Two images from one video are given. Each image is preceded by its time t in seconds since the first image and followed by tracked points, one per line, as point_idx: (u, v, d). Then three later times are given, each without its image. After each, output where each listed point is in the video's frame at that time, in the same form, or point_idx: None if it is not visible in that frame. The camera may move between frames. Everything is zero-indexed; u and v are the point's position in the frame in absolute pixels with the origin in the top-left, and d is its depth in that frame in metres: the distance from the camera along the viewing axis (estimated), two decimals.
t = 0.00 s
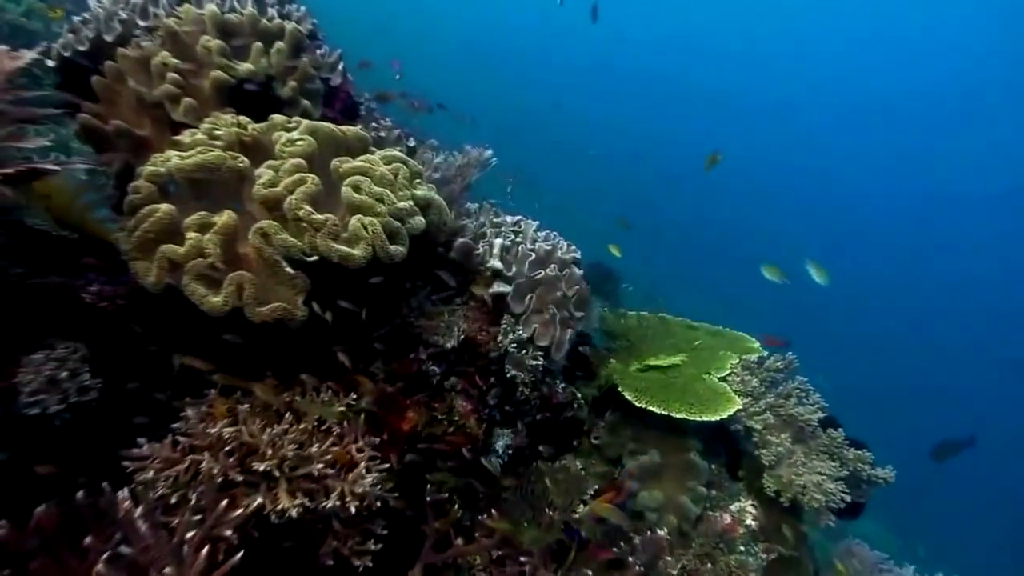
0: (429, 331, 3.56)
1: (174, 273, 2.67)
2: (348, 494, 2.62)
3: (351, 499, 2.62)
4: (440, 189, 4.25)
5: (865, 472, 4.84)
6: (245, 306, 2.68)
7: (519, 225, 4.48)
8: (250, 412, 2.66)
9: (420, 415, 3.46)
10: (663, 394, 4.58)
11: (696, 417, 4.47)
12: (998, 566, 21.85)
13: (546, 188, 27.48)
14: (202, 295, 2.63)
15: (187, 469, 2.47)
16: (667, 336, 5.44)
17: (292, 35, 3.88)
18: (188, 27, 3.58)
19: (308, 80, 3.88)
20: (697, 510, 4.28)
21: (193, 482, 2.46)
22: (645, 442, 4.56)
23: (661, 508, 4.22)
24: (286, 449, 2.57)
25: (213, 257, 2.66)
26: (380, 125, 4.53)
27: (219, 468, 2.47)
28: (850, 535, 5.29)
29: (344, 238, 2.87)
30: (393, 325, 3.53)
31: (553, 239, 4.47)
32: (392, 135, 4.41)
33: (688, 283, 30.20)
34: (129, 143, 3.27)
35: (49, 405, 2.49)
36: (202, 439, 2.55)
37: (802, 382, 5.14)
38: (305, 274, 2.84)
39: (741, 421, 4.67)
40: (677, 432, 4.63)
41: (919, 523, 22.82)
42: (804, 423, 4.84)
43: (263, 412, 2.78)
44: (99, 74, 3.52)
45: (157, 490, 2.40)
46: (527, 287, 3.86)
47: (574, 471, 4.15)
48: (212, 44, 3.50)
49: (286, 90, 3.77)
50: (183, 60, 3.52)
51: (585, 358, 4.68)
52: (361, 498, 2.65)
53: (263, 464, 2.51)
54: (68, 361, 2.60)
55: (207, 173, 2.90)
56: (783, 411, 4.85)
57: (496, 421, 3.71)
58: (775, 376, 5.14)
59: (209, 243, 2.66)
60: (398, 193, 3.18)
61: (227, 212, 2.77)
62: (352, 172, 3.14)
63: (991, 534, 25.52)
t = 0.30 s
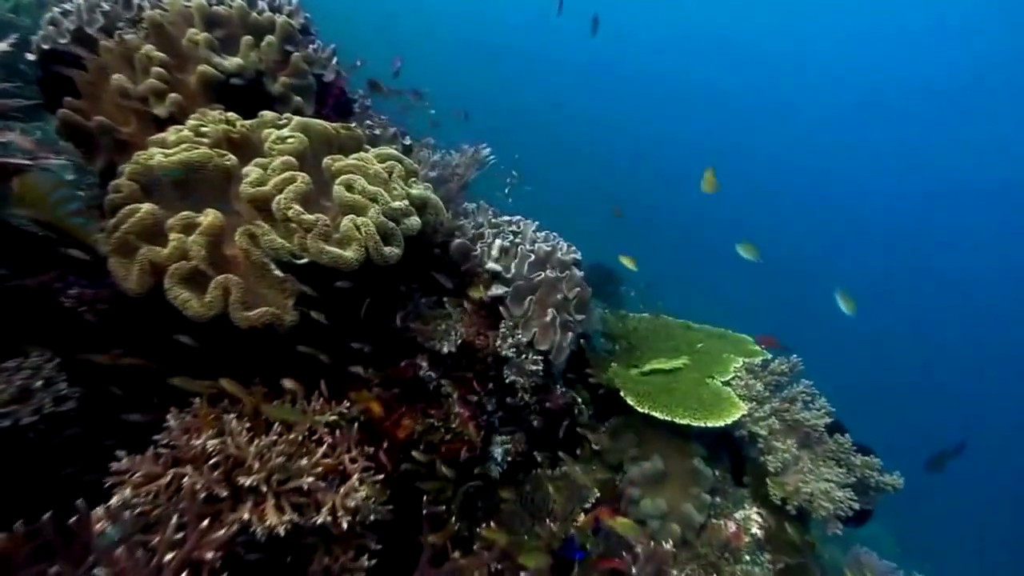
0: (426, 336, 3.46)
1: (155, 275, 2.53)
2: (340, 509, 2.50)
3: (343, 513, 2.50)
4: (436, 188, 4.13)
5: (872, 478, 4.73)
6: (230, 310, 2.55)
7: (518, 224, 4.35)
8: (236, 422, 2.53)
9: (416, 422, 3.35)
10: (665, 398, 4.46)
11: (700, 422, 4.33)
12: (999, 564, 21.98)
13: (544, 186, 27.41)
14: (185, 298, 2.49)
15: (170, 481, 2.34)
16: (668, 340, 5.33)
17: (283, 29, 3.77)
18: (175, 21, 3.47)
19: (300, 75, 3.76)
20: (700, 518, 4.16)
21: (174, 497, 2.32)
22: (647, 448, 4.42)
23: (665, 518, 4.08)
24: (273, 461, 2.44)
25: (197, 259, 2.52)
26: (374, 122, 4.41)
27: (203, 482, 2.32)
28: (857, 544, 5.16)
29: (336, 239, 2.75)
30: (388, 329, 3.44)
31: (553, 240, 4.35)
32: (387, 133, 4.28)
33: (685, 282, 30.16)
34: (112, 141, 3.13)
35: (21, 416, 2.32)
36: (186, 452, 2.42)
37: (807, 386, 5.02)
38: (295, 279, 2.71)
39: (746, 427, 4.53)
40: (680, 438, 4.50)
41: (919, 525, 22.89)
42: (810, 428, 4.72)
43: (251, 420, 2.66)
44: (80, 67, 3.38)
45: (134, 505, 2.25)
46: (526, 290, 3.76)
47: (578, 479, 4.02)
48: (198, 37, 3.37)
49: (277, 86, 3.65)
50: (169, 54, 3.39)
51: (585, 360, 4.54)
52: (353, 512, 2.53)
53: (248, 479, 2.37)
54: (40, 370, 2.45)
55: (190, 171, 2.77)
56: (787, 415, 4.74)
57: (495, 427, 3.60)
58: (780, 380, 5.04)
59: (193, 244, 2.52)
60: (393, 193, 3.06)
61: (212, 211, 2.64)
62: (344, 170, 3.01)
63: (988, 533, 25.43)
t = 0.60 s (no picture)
0: (424, 344, 3.35)
1: (138, 283, 2.41)
2: (333, 529, 2.38)
3: (335, 534, 2.39)
4: (434, 191, 4.00)
5: (885, 490, 4.60)
6: (219, 320, 2.42)
7: (519, 229, 4.22)
8: (222, 439, 2.41)
9: (414, 434, 3.23)
10: (671, 407, 4.32)
11: (708, 432, 4.20)
12: (1001, 564, 21.85)
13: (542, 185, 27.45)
14: (171, 307, 2.36)
15: (151, 502, 2.22)
16: (672, 346, 5.20)
17: (277, 25, 3.63)
18: (164, 18, 3.35)
19: (294, 73, 3.63)
20: (707, 531, 4.03)
21: (155, 520, 2.20)
22: (651, 458, 4.29)
23: (671, 530, 3.96)
24: (262, 479, 2.32)
25: (182, 266, 2.39)
26: (372, 123, 4.28)
27: (186, 503, 2.20)
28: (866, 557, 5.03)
29: (330, 244, 2.63)
30: (384, 337, 3.35)
31: (554, 244, 4.22)
32: (384, 134, 4.15)
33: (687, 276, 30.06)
34: (99, 139, 3.05)
35: None
36: (170, 469, 2.29)
37: (816, 394, 4.90)
38: (288, 285, 2.59)
39: (753, 436, 4.38)
40: (687, 448, 4.36)
41: (921, 527, 22.79)
42: (819, 438, 4.60)
43: (240, 434, 2.54)
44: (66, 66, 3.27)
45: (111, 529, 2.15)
46: (528, 295, 3.64)
47: (580, 491, 3.89)
48: (188, 34, 3.25)
49: (269, 85, 3.53)
50: (157, 51, 3.27)
51: (588, 366, 4.41)
52: (347, 532, 2.41)
53: (235, 497, 2.26)
54: (16, 383, 2.34)
55: (175, 172, 2.64)
56: (796, 425, 4.62)
57: (495, 437, 3.49)
58: (787, 388, 4.91)
59: (178, 249, 2.39)
60: (390, 196, 2.94)
61: (200, 216, 2.52)
62: (339, 173, 2.89)
63: (987, 532, 25.21)
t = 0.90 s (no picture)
0: (422, 353, 3.24)
1: (117, 292, 2.27)
2: (322, 550, 2.28)
3: (325, 556, 2.28)
4: (431, 194, 3.88)
5: (896, 502, 4.49)
6: (203, 331, 2.30)
7: (518, 233, 4.09)
8: (207, 458, 2.31)
9: (411, 446, 3.09)
10: (675, 417, 4.19)
11: (714, 444, 4.07)
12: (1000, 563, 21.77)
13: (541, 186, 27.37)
14: (153, 316, 2.24)
15: (128, 526, 2.12)
16: (675, 353, 5.08)
17: (268, 23, 3.51)
18: (150, 13, 3.23)
19: (287, 72, 3.52)
20: (713, 546, 3.90)
21: (132, 544, 2.10)
22: (655, 469, 4.15)
23: (676, 545, 3.83)
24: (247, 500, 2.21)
25: (165, 273, 2.26)
26: (367, 123, 4.16)
27: (165, 526, 2.10)
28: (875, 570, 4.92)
29: (321, 251, 2.51)
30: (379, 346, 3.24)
31: (555, 249, 4.10)
32: (380, 135, 4.03)
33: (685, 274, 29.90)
34: (82, 140, 2.92)
35: None
36: (150, 490, 2.20)
37: (823, 403, 4.78)
38: (277, 293, 2.46)
39: (760, 447, 4.24)
40: (691, 459, 4.22)
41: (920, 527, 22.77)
42: (827, 448, 4.48)
43: (225, 450, 2.44)
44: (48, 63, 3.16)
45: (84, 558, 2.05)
46: (528, 302, 3.54)
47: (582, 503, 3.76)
48: (175, 31, 3.14)
49: (261, 84, 3.41)
50: (144, 49, 3.15)
51: (589, 373, 4.31)
52: (338, 555, 2.30)
53: (216, 522, 2.15)
54: None
55: (159, 174, 2.52)
56: (804, 435, 4.50)
57: (494, 450, 3.38)
58: (793, 396, 4.78)
59: (161, 256, 2.27)
60: (384, 199, 2.81)
61: (185, 220, 2.39)
62: (332, 175, 2.77)
63: (985, 533, 25.18)
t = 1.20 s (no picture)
0: (416, 363, 3.13)
1: (91, 301, 2.14)
2: None
3: None
4: (426, 196, 3.76)
5: (905, 512, 4.40)
6: (183, 343, 2.17)
7: (516, 236, 3.96)
8: (187, 480, 2.21)
9: (405, 458, 2.95)
10: (678, 426, 4.06)
11: (721, 453, 3.94)
12: (1001, 564, 22.14)
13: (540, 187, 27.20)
14: (129, 328, 2.10)
15: (98, 553, 2.01)
16: (678, 358, 4.95)
17: (256, 18, 3.37)
18: (132, 8, 3.10)
19: (277, 70, 3.39)
20: (719, 559, 3.77)
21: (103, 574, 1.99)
22: (658, 480, 4.01)
23: (679, 558, 3.72)
24: (229, 526, 2.12)
25: (143, 282, 2.13)
26: (361, 123, 4.03)
27: (140, 553, 2.00)
28: None
29: (310, 256, 2.38)
30: (372, 355, 3.11)
31: (555, 252, 3.98)
32: (373, 136, 3.91)
33: (683, 275, 29.74)
34: (60, 141, 2.78)
35: None
36: (126, 513, 2.09)
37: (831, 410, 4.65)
38: (263, 300, 2.33)
39: (766, 456, 4.12)
40: (695, 468, 4.07)
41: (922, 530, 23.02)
42: (835, 457, 4.36)
43: (208, 467, 2.37)
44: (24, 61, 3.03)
45: None
46: (527, 309, 3.43)
47: (584, 515, 3.63)
48: (159, 26, 3.01)
49: (250, 83, 3.28)
50: (127, 46, 3.03)
51: (590, 381, 4.18)
52: None
53: (197, 548, 2.06)
54: None
55: (138, 177, 2.38)
56: (811, 443, 4.38)
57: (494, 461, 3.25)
58: (799, 403, 4.66)
59: (140, 265, 2.14)
60: (377, 202, 2.68)
61: (165, 225, 2.26)
62: (321, 177, 2.63)
63: (986, 535, 25.21)
